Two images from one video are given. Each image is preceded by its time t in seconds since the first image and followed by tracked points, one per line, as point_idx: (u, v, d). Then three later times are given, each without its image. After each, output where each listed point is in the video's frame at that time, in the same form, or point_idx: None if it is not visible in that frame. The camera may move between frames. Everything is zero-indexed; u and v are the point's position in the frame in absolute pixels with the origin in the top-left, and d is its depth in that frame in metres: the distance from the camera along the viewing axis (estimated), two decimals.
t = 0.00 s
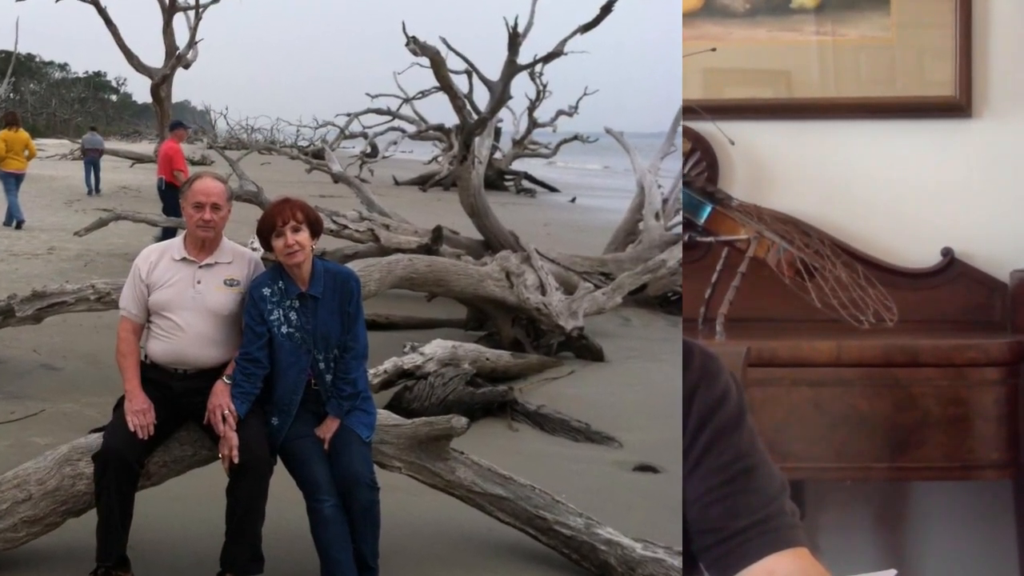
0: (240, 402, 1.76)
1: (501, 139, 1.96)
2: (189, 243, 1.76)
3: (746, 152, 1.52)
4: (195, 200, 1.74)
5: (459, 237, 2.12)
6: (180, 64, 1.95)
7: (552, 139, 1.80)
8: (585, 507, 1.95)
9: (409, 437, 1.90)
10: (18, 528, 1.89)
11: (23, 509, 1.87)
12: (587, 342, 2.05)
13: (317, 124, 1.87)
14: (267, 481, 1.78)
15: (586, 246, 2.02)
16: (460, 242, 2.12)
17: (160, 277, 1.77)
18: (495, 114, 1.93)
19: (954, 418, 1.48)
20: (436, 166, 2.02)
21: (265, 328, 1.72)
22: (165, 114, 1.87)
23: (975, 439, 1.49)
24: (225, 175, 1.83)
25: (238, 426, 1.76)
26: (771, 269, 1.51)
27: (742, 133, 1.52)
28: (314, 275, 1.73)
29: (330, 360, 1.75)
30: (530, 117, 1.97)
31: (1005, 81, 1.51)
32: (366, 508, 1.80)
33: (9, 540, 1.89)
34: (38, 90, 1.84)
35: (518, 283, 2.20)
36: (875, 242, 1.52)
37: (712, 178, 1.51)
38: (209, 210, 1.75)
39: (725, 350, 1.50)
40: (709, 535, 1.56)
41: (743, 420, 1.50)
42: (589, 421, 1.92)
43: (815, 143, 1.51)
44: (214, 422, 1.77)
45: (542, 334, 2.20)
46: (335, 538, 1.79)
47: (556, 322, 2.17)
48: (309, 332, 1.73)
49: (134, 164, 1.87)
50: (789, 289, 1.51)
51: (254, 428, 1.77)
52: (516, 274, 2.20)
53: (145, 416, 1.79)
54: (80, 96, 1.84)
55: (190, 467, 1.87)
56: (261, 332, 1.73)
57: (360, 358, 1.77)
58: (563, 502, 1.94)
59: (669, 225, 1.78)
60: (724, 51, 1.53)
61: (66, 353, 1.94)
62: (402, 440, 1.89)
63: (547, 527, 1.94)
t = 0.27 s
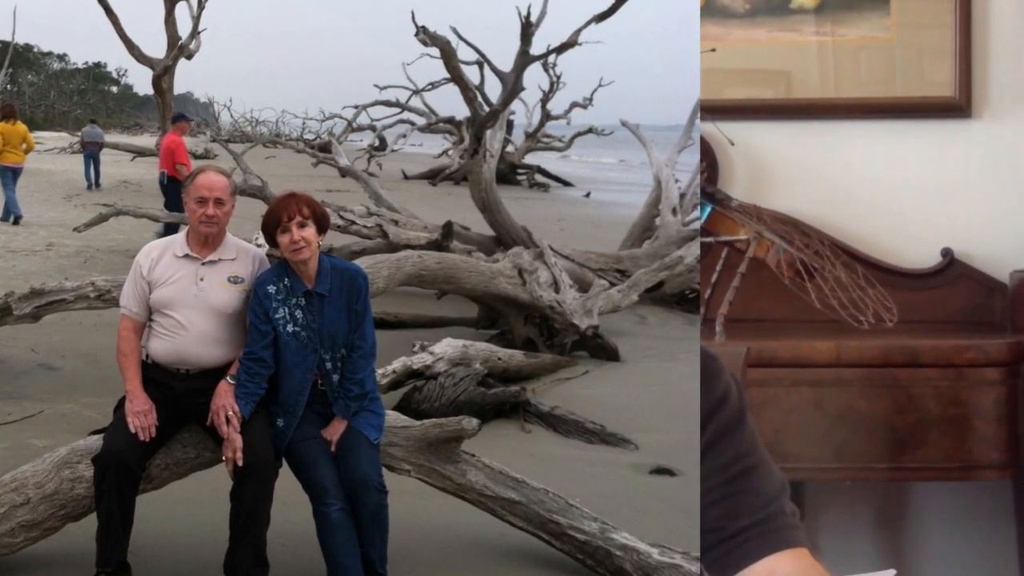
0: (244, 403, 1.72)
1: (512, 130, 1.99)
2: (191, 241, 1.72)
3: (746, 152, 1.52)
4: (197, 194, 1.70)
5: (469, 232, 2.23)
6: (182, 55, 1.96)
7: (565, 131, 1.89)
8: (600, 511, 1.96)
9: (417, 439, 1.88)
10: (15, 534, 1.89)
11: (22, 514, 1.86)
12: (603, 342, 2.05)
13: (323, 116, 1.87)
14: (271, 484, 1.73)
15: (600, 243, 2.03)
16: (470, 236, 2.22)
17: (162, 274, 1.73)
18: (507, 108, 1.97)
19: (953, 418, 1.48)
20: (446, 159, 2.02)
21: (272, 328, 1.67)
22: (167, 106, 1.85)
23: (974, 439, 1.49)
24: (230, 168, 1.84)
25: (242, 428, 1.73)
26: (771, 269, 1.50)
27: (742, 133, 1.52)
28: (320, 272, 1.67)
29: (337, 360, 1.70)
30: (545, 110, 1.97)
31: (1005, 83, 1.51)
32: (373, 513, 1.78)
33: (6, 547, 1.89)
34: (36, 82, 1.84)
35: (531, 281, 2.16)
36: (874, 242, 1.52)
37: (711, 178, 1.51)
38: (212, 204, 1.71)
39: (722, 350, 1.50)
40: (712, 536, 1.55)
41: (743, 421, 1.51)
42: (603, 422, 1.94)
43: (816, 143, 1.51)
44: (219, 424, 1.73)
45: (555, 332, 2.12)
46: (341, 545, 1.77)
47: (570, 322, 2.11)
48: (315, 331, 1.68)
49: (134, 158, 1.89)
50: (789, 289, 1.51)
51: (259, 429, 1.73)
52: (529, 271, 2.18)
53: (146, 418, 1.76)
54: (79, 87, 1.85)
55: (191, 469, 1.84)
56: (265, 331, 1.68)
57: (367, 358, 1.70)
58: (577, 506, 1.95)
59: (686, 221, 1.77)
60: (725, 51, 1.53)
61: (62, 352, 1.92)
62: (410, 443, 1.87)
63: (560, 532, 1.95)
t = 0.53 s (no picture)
0: (249, 405, 1.57)
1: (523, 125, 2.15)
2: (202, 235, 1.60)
3: (745, 152, 1.52)
4: (200, 188, 1.58)
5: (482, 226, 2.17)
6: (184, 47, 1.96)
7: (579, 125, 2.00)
8: (614, 515, 1.79)
9: (427, 440, 1.71)
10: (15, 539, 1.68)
11: (18, 518, 1.66)
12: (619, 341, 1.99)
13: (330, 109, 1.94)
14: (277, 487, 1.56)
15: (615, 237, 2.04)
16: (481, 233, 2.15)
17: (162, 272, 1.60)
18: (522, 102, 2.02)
19: (954, 419, 1.48)
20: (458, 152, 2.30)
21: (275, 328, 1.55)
22: (169, 99, 1.89)
23: (974, 440, 1.49)
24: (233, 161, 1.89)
25: (245, 429, 1.57)
26: (770, 270, 1.51)
27: (742, 133, 1.51)
28: (327, 270, 1.55)
29: (345, 360, 1.58)
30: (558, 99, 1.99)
31: (1004, 84, 1.51)
32: (384, 517, 1.59)
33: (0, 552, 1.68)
34: (33, 73, 1.87)
35: (544, 279, 2.12)
36: (875, 243, 1.52)
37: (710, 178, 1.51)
38: (216, 200, 1.58)
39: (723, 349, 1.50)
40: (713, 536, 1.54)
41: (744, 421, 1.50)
42: (619, 424, 1.87)
43: (816, 143, 1.51)
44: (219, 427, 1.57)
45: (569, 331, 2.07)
46: (349, 552, 1.58)
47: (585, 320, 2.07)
48: (322, 330, 1.56)
49: (136, 152, 1.92)
50: (789, 289, 1.50)
51: (264, 432, 1.58)
52: (542, 268, 2.13)
53: (148, 419, 1.60)
54: (78, 79, 1.89)
55: (194, 472, 1.68)
56: (271, 330, 1.55)
57: (377, 357, 1.59)
58: (590, 511, 1.78)
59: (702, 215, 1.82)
60: (725, 52, 1.52)
61: (64, 352, 1.86)
62: (420, 444, 1.70)
63: (574, 537, 1.77)
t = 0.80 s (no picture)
0: (254, 404, 1.92)
1: (534, 118, 2.79)
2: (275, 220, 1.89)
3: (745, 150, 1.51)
4: (202, 183, 1.92)
5: (490, 224, 2.91)
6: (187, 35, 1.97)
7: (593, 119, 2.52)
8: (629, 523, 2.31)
9: (436, 441, 2.22)
10: (13, 543, 2.11)
11: (19, 522, 2.08)
12: (633, 339, 2.64)
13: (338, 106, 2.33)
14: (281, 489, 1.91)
15: (631, 234, 2.75)
16: (491, 228, 2.90)
17: (163, 269, 1.95)
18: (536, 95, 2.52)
19: (953, 419, 1.48)
20: (469, 147, 2.97)
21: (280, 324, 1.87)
22: (171, 90, 2.22)
23: (974, 439, 1.50)
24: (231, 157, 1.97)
25: (254, 430, 1.92)
26: (771, 270, 1.50)
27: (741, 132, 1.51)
28: (332, 266, 1.87)
29: (351, 358, 1.90)
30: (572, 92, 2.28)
31: (1004, 83, 1.51)
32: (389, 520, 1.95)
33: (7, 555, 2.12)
34: (31, 63, 2.21)
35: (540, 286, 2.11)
36: (875, 244, 1.52)
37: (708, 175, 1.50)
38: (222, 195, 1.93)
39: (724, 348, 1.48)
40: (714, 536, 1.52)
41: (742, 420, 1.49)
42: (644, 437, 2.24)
43: (817, 142, 1.51)
44: (226, 428, 1.93)
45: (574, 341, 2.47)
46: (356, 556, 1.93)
47: (599, 316, 2.77)
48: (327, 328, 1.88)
49: (136, 147, 2.32)
50: (789, 289, 1.50)
51: (268, 432, 1.92)
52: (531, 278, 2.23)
53: (148, 420, 1.96)
54: (78, 70, 2.23)
55: (196, 474, 2.06)
56: (275, 327, 1.88)
57: (385, 356, 1.92)
58: (605, 516, 2.29)
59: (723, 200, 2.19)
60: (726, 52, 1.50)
61: (63, 352, 2.37)
62: (428, 446, 2.22)
63: (587, 542, 2.29)
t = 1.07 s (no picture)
0: (258, 405, 1.74)
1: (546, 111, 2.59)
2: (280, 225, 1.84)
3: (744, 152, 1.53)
4: (207, 179, 1.75)
5: (500, 220, 2.76)
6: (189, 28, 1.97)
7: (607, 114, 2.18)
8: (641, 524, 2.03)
9: (446, 444, 1.95)
10: (10, 547, 1.90)
11: (16, 527, 1.87)
12: (647, 338, 2.31)
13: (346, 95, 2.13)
14: (287, 493, 1.71)
15: (645, 230, 2.37)
16: (502, 225, 2.74)
17: (165, 267, 1.78)
18: (542, 84, 2.26)
19: (952, 419, 1.49)
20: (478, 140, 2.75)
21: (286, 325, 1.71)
22: (172, 82, 2.05)
23: (974, 440, 1.50)
24: (244, 150, 2.10)
25: (255, 432, 1.73)
26: (771, 270, 1.52)
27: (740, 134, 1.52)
28: (340, 263, 1.73)
29: (358, 360, 1.74)
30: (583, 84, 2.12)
31: (1005, 81, 1.50)
32: (396, 523, 1.73)
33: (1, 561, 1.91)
34: (31, 55, 2.02)
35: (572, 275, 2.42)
36: (875, 244, 1.51)
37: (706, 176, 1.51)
38: (222, 189, 1.76)
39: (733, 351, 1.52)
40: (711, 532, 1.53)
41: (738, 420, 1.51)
42: (649, 426, 2.13)
43: (817, 144, 1.52)
44: (230, 429, 1.74)
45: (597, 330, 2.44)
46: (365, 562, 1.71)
47: (613, 315, 2.47)
48: (334, 327, 1.73)
49: (137, 140, 2.12)
50: (789, 289, 1.51)
51: (273, 435, 1.74)
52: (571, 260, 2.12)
53: (150, 422, 1.76)
54: (78, 62, 2.02)
55: (199, 477, 1.86)
56: (280, 326, 1.72)
57: (391, 356, 1.75)
58: (618, 519, 2.01)
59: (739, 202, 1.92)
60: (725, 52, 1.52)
61: (63, 352, 2.13)
62: (438, 449, 1.94)
63: (600, 545, 2.00)
